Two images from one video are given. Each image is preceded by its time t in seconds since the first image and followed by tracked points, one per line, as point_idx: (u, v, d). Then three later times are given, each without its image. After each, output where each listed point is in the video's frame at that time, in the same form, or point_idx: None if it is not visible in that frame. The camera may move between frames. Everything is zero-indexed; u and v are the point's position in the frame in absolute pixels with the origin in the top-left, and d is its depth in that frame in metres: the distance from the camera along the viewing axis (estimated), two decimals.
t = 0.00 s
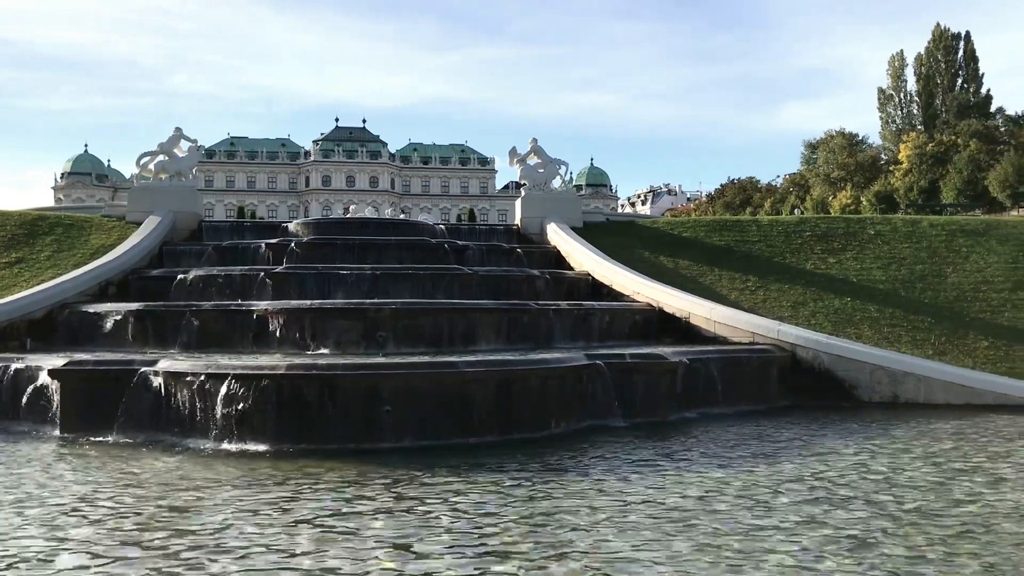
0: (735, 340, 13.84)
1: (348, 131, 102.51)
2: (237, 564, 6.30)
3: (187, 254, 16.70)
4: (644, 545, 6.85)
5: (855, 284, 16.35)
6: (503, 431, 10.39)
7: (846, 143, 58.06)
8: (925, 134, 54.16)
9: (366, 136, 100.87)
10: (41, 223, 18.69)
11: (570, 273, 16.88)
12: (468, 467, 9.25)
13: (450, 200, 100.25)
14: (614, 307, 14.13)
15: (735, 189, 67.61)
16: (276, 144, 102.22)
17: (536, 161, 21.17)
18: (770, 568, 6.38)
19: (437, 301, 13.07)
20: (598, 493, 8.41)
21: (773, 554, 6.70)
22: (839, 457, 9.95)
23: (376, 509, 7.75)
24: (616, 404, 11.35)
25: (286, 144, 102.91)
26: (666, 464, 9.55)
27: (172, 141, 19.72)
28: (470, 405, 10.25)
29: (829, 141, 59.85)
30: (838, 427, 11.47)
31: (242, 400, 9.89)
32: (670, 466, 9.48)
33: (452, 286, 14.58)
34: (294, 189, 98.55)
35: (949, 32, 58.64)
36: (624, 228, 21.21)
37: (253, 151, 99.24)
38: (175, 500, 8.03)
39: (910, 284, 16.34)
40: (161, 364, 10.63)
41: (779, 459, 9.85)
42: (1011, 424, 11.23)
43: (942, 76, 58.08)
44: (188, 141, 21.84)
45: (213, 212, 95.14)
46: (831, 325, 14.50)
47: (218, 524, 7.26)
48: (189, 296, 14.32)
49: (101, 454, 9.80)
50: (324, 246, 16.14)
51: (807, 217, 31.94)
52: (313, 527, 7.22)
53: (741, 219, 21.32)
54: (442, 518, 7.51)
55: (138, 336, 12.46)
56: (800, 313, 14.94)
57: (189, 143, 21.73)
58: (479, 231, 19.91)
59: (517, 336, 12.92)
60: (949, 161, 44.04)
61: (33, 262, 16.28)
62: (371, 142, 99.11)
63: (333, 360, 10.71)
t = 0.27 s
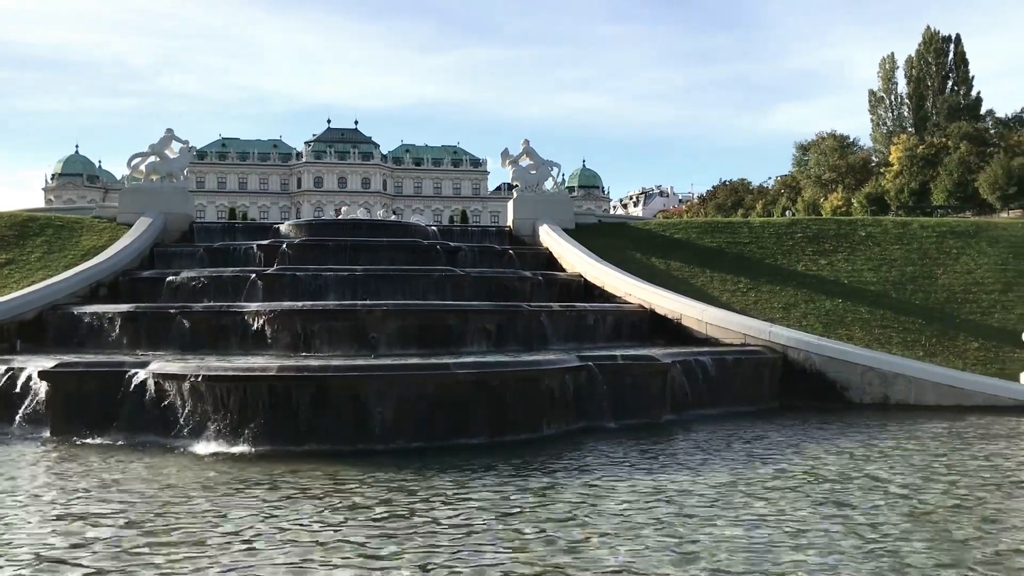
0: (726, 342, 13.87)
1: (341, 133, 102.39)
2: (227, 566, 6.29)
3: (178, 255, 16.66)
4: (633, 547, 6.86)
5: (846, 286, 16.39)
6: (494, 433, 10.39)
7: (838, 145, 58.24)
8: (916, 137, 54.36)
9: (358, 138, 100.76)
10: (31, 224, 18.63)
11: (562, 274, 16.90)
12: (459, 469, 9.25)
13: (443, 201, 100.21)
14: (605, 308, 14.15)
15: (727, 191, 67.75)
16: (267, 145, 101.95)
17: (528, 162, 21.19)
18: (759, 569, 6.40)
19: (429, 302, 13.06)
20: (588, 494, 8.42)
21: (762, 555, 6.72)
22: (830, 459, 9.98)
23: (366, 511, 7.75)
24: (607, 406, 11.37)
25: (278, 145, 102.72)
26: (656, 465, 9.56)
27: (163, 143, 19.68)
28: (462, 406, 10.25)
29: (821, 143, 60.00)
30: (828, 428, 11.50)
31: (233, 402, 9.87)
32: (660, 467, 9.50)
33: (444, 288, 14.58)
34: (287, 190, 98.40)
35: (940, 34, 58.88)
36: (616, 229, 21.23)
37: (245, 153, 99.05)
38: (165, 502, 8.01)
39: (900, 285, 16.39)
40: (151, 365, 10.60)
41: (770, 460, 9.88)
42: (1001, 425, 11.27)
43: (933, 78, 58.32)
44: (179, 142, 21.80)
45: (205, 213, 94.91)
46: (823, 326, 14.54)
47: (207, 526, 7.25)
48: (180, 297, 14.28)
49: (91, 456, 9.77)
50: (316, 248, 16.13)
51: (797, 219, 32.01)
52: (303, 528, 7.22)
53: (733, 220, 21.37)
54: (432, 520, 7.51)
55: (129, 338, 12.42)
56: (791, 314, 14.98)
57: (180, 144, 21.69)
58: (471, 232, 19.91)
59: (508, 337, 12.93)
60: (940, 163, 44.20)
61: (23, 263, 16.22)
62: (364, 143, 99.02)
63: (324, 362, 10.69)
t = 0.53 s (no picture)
0: (719, 343, 13.89)
1: (333, 134, 102.25)
2: (220, 568, 6.28)
3: (170, 256, 16.62)
4: (626, 548, 6.87)
5: (838, 287, 16.44)
6: (487, 435, 10.39)
7: (829, 147, 58.38)
8: (907, 138, 54.53)
9: (351, 139, 100.64)
10: (22, 226, 18.56)
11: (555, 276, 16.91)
12: (452, 471, 9.24)
13: (436, 202, 100.15)
14: (598, 310, 14.16)
15: (719, 193, 67.86)
16: (259, 146, 101.75)
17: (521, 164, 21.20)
18: (752, 570, 6.42)
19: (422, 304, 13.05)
20: (581, 495, 8.43)
21: (754, 556, 6.74)
22: (821, 459, 10.01)
23: (359, 513, 7.74)
24: (600, 407, 11.37)
25: (271, 146, 102.52)
26: (649, 466, 9.57)
27: (155, 144, 19.64)
28: (454, 407, 10.25)
29: (813, 145, 60.15)
30: (821, 429, 11.53)
31: (225, 404, 9.85)
32: (653, 468, 9.51)
33: (437, 289, 14.57)
34: (279, 192, 98.22)
35: (931, 37, 59.12)
36: (608, 231, 21.25)
37: (237, 154, 98.85)
38: (157, 504, 7.99)
39: (892, 287, 16.44)
40: (142, 367, 10.56)
41: (762, 461, 9.90)
42: (991, 427, 11.32)
43: (924, 81, 58.53)
44: (171, 143, 21.76)
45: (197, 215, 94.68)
46: (815, 328, 14.58)
47: (200, 528, 7.23)
48: (172, 299, 14.25)
49: (83, 459, 9.74)
50: (308, 249, 16.11)
51: (788, 221, 32.06)
52: (296, 530, 7.21)
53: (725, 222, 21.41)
54: (425, 522, 7.51)
55: (121, 340, 12.38)
56: (784, 315, 15.01)
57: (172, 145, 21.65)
58: (464, 234, 19.90)
59: (501, 339, 12.93)
60: (930, 166, 44.33)
61: (14, 265, 16.16)
62: (356, 144, 98.91)
63: (317, 364, 10.68)
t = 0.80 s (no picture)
0: (711, 344, 13.92)
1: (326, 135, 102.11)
2: (212, 569, 6.28)
3: (162, 258, 16.58)
4: (618, 548, 6.89)
5: (830, 288, 16.48)
6: (480, 436, 10.39)
7: (821, 148, 58.53)
8: (899, 140, 54.70)
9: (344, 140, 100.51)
10: (13, 227, 18.50)
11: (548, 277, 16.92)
12: (444, 472, 9.24)
13: (429, 203, 100.09)
14: (591, 310, 14.17)
15: (712, 194, 67.97)
16: (251, 147, 101.53)
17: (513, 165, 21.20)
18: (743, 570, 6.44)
19: (415, 305, 13.05)
20: (574, 496, 8.44)
21: (746, 556, 6.76)
22: (813, 460, 10.04)
23: (351, 514, 7.73)
24: (593, 408, 11.38)
25: (263, 147, 102.32)
26: (641, 467, 9.59)
27: (147, 145, 19.59)
28: (447, 408, 10.24)
29: (805, 146, 60.31)
30: (812, 430, 11.56)
31: (217, 405, 9.82)
32: (646, 469, 9.52)
33: (430, 290, 14.56)
34: (271, 193, 98.05)
35: (922, 39, 59.33)
36: (601, 232, 21.27)
37: (229, 155, 98.63)
38: (149, 506, 7.97)
39: (883, 288, 16.49)
40: (134, 369, 10.53)
41: (754, 462, 9.93)
42: (982, 427, 11.36)
43: (915, 82, 58.74)
44: (163, 144, 21.71)
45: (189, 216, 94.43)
46: (807, 329, 14.62)
47: (192, 530, 7.22)
48: (164, 300, 14.21)
49: (74, 461, 9.71)
50: (301, 250, 16.09)
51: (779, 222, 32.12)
52: (288, 531, 7.20)
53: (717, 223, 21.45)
54: (417, 523, 7.51)
55: (112, 341, 12.35)
56: (776, 316, 15.06)
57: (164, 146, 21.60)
58: (457, 235, 19.90)
59: (494, 340, 12.93)
60: (922, 167, 44.45)
61: (4, 267, 16.10)
62: (349, 145, 98.78)
63: (309, 365, 10.67)
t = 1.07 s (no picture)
0: (703, 344, 13.95)
1: (319, 135, 101.94)
2: (203, 569, 6.28)
3: (154, 258, 16.54)
4: (609, 547, 6.91)
5: (821, 288, 16.53)
6: (472, 436, 10.39)
7: (813, 149, 58.68)
8: (890, 141, 54.85)
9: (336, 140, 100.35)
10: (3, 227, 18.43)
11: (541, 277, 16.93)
12: (437, 472, 9.25)
13: (422, 204, 100.03)
14: (584, 311, 14.19)
15: (704, 194, 68.08)
16: (243, 147, 101.27)
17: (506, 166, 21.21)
18: (734, 569, 6.47)
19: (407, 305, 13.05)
20: (566, 496, 8.46)
21: (736, 555, 6.79)
22: (804, 460, 10.07)
23: (343, 514, 7.74)
24: (585, 408, 11.40)
25: (255, 147, 102.08)
26: (634, 467, 9.61)
27: (138, 145, 19.53)
28: (439, 409, 10.24)
29: (797, 147, 60.45)
30: (804, 430, 11.60)
31: (209, 406, 9.80)
32: (638, 469, 9.55)
33: (423, 290, 14.56)
34: (264, 193, 97.88)
35: (913, 40, 59.52)
36: (594, 232, 21.30)
37: (221, 155, 98.40)
38: (140, 506, 7.97)
39: (875, 288, 16.55)
40: (125, 369, 10.50)
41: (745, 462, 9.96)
42: (972, 427, 11.41)
43: (907, 83, 58.95)
44: (154, 145, 21.65)
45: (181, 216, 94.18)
46: (799, 329, 14.66)
47: (183, 530, 7.22)
48: (155, 301, 14.18)
49: (65, 461, 9.69)
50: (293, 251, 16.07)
51: (769, 223, 32.17)
52: (280, 531, 7.21)
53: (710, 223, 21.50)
54: (408, 523, 7.52)
55: (103, 342, 12.31)
56: (768, 317, 15.10)
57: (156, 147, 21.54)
58: (449, 235, 19.89)
59: (487, 340, 12.93)
60: (913, 168, 44.59)
61: None
62: (341, 145, 98.64)
63: (301, 366, 10.66)
